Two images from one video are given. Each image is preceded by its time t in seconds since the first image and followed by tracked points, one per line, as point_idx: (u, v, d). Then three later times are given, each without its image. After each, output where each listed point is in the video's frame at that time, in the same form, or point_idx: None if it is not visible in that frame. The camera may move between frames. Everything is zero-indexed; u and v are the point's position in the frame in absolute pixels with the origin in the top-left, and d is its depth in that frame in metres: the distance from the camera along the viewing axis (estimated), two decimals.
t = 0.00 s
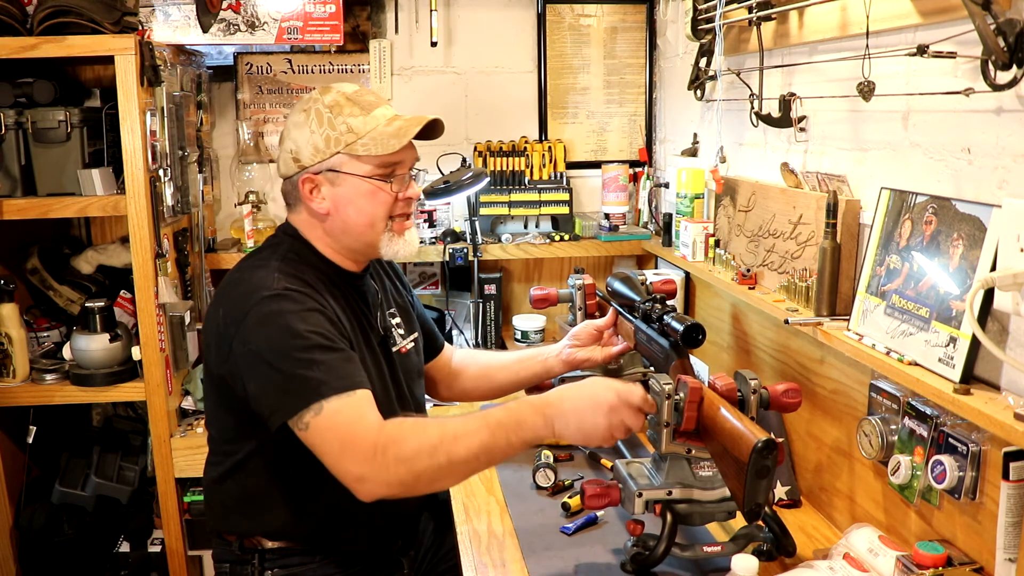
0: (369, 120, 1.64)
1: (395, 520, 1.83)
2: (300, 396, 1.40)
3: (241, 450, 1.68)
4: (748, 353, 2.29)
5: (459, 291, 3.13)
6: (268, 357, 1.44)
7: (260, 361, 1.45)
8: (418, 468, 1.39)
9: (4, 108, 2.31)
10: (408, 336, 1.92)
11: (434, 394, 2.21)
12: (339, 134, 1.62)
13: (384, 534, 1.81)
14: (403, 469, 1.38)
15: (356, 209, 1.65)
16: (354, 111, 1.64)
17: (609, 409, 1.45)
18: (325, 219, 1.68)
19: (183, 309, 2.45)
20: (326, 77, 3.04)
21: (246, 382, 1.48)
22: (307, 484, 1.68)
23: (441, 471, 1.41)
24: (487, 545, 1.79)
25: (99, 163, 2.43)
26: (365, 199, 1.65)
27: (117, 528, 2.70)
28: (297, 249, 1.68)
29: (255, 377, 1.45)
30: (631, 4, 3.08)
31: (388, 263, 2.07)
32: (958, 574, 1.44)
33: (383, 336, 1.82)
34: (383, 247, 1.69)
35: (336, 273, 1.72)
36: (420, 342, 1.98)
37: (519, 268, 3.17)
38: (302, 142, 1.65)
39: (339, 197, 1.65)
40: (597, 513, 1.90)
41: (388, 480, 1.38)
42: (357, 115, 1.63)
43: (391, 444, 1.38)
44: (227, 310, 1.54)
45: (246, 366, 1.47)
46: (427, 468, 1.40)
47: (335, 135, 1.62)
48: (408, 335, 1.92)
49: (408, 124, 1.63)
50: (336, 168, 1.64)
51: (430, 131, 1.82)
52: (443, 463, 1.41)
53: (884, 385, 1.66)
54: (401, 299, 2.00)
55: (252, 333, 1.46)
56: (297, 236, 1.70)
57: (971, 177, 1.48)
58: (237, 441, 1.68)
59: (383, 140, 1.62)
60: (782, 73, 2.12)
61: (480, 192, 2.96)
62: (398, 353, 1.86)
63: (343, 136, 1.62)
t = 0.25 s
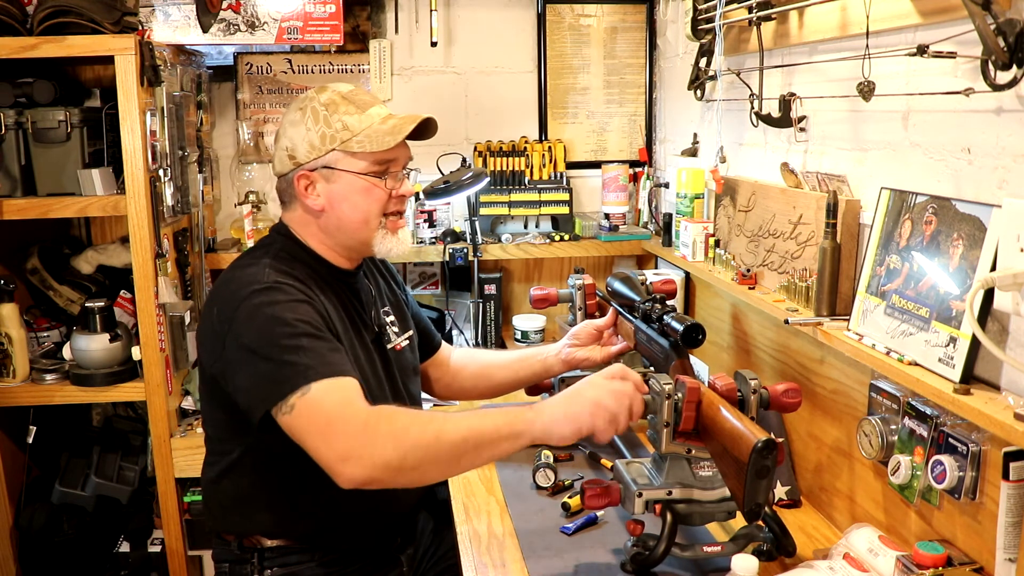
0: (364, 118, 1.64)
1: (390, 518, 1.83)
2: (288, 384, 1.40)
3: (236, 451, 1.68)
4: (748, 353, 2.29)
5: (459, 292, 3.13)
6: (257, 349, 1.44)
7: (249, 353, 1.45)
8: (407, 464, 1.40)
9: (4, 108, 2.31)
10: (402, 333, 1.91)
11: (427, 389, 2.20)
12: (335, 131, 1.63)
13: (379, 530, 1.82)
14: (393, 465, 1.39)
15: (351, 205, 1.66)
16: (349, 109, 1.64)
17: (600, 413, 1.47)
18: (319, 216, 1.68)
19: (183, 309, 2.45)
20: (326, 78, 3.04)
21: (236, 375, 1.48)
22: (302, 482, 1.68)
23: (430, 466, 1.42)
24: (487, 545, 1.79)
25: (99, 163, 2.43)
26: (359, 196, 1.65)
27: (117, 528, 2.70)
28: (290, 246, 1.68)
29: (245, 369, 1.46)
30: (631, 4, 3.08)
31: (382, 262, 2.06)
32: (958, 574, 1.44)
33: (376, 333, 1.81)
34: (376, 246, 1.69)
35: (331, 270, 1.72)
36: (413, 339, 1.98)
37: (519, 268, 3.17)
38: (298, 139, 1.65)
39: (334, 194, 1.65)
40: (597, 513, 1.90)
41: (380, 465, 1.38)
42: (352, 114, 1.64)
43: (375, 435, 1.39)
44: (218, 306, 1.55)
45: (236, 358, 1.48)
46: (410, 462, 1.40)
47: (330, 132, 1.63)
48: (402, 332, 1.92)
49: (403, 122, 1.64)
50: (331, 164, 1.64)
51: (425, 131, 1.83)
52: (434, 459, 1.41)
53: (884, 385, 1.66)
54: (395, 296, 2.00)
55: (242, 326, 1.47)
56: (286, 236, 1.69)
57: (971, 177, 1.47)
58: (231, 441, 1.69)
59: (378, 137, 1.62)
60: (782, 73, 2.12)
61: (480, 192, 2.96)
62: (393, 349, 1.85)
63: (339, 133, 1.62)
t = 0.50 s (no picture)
0: (360, 118, 1.64)
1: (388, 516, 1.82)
2: (283, 386, 1.40)
3: (234, 448, 1.68)
4: (748, 353, 2.29)
5: (459, 292, 3.13)
6: (252, 351, 1.45)
7: (244, 355, 1.46)
8: (406, 464, 1.40)
9: (4, 108, 2.31)
10: (399, 331, 1.91)
11: (426, 388, 2.21)
12: (330, 130, 1.63)
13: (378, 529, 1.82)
14: (393, 465, 1.39)
15: (345, 205, 1.65)
16: (345, 109, 1.64)
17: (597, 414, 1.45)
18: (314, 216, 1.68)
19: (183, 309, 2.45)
20: (326, 78, 3.04)
21: (233, 377, 1.48)
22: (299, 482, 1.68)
23: (429, 464, 1.41)
24: (487, 544, 1.79)
25: (99, 163, 2.43)
26: (354, 195, 1.65)
27: (117, 528, 2.70)
28: (283, 247, 1.68)
29: (241, 371, 1.46)
30: (631, 4, 3.08)
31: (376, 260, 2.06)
32: (958, 574, 1.44)
33: (371, 331, 1.81)
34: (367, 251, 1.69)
35: (325, 268, 1.72)
36: (411, 336, 1.98)
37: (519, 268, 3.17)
38: (294, 140, 1.65)
39: (329, 194, 1.65)
40: (597, 513, 1.90)
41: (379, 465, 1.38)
42: (347, 113, 1.64)
43: (373, 434, 1.38)
44: (214, 308, 1.55)
45: (232, 360, 1.48)
46: (409, 461, 1.40)
47: (326, 132, 1.63)
48: (398, 330, 1.92)
49: (397, 120, 1.64)
50: (327, 164, 1.64)
51: (422, 131, 1.83)
52: (433, 458, 1.41)
53: (884, 385, 1.66)
54: (391, 295, 2.00)
55: (237, 328, 1.48)
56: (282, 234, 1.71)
57: (971, 177, 1.47)
58: (229, 440, 1.68)
59: (372, 137, 1.62)
60: (782, 73, 2.12)
61: (480, 192, 2.96)
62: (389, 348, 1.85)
63: (334, 133, 1.63)
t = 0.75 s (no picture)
0: (360, 117, 1.65)
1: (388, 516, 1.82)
2: (280, 393, 1.41)
3: (232, 450, 1.67)
4: (748, 353, 2.29)
5: (459, 292, 3.13)
6: (246, 355, 1.44)
7: (239, 360, 1.46)
8: (404, 464, 1.40)
9: (4, 108, 2.31)
10: (396, 330, 1.91)
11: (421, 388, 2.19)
12: (331, 130, 1.63)
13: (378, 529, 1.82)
14: (393, 465, 1.39)
15: (345, 203, 1.65)
16: (345, 108, 1.65)
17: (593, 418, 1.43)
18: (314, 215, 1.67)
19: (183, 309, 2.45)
20: (326, 78, 3.04)
21: (229, 381, 1.48)
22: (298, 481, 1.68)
23: (427, 466, 1.41)
24: (487, 544, 1.79)
25: (99, 163, 2.43)
26: (354, 194, 1.65)
27: (117, 528, 2.70)
28: (278, 248, 1.67)
29: (237, 375, 1.46)
30: (631, 4, 3.08)
31: (370, 258, 2.05)
32: (958, 574, 1.44)
33: (369, 329, 1.82)
34: (374, 242, 1.69)
35: (322, 269, 1.71)
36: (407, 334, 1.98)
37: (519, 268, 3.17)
38: (293, 138, 1.65)
39: (329, 193, 1.65)
40: (597, 513, 1.90)
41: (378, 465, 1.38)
42: (348, 112, 1.65)
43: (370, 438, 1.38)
44: (208, 310, 1.55)
45: (227, 364, 1.48)
46: (407, 463, 1.40)
47: (326, 132, 1.63)
48: (395, 329, 1.92)
49: (399, 120, 1.65)
50: (327, 163, 1.65)
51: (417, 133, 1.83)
52: (430, 461, 1.41)
53: (884, 385, 1.66)
54: (387, 293, 2.00)
55: (232, 332, 1.47)
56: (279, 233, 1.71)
57: (971, 177, 1.47)
58: (226, 442, 1.68)
59: (374, 136, 1.63)
60: (782, 73, 2.12)
61: (480, 192, 2.96)
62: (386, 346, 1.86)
63: (334, 132, 1.63)
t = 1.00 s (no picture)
0: (384, 118, 1.66)
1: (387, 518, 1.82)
2: (279, 397, 1.40)
3: (229, 454, 1.67)
4: (748, 353, 2.29)
5: (459, 292, 3.10)
6: (246, 358, 1.43)
7: (238, 363, 1.44)
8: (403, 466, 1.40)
9: (4, 108, 2.31)
10: (392, 330, 1.92)
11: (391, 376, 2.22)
12: (362, 132, 1.62)
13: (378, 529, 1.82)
14: (393, 466, 1.39)
15: (377, 205, 1.67)
16: (368, 109, 1.66)
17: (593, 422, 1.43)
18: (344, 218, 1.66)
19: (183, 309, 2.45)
20: (326, 78, 3.04)
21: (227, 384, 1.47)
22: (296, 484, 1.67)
23: (426, 469, 1.40)
24: (487, 544, 1.79)
25: (99, 163, 2.43)
26: (386, 197, 1.67)
27: (117, 528, 2.71)
28: (277, 250, 1.67)
29: (236, 379, 1.45)
30: (631, 4, 3.08)
31: (364, 260, 2.05)
32: (958, 574, 1.44)
33: (369, 329, 1.82)
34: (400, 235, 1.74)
35: (323, 269, 1.71)
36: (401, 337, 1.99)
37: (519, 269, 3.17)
38: (323, 142, 1.60)
39: (362, 195, 1.64)
40: (597, 513, 1.90)
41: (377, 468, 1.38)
42: (373, 114, 1.66)
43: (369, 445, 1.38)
44: (207, 315, 1.54)
45: (225, 367, 1.47)
46: (408, 469, 1.40)
47: (359, 134, 1.62)
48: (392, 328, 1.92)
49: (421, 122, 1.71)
50: (360, 165, 1.63)
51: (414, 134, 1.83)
52: (429, 461, 1.41)
53: (883, 385, 1.66)
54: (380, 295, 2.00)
55: (231, 335, 1.46)
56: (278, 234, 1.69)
57: (971, 177, 1.48)
58: (223, 446, 1.68)
59: (405, 137, 1.66)
60: (782, 73, 2.12)
61: (480, 192, 2.96)
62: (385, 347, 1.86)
63: (366, 134, 1.62)
